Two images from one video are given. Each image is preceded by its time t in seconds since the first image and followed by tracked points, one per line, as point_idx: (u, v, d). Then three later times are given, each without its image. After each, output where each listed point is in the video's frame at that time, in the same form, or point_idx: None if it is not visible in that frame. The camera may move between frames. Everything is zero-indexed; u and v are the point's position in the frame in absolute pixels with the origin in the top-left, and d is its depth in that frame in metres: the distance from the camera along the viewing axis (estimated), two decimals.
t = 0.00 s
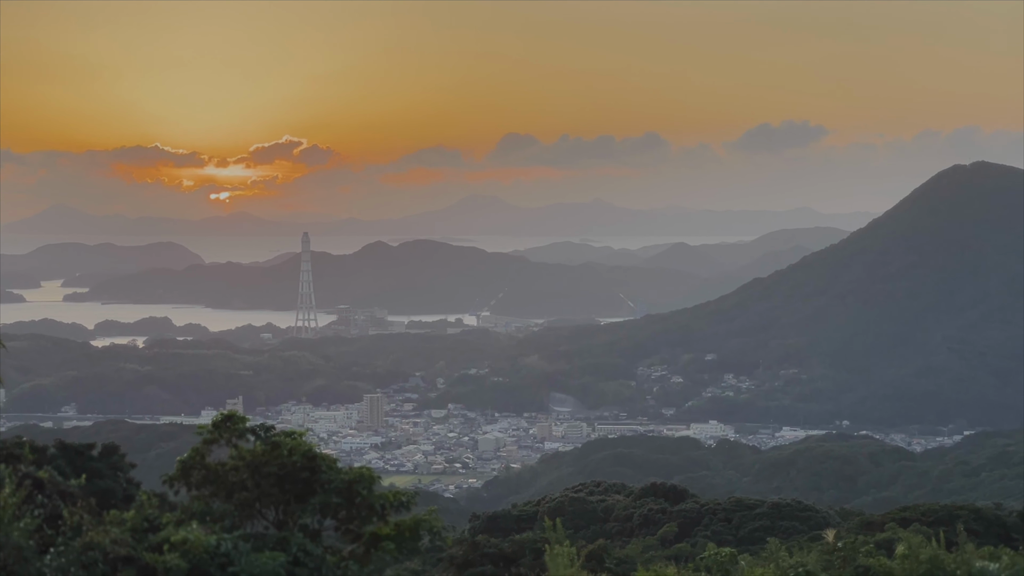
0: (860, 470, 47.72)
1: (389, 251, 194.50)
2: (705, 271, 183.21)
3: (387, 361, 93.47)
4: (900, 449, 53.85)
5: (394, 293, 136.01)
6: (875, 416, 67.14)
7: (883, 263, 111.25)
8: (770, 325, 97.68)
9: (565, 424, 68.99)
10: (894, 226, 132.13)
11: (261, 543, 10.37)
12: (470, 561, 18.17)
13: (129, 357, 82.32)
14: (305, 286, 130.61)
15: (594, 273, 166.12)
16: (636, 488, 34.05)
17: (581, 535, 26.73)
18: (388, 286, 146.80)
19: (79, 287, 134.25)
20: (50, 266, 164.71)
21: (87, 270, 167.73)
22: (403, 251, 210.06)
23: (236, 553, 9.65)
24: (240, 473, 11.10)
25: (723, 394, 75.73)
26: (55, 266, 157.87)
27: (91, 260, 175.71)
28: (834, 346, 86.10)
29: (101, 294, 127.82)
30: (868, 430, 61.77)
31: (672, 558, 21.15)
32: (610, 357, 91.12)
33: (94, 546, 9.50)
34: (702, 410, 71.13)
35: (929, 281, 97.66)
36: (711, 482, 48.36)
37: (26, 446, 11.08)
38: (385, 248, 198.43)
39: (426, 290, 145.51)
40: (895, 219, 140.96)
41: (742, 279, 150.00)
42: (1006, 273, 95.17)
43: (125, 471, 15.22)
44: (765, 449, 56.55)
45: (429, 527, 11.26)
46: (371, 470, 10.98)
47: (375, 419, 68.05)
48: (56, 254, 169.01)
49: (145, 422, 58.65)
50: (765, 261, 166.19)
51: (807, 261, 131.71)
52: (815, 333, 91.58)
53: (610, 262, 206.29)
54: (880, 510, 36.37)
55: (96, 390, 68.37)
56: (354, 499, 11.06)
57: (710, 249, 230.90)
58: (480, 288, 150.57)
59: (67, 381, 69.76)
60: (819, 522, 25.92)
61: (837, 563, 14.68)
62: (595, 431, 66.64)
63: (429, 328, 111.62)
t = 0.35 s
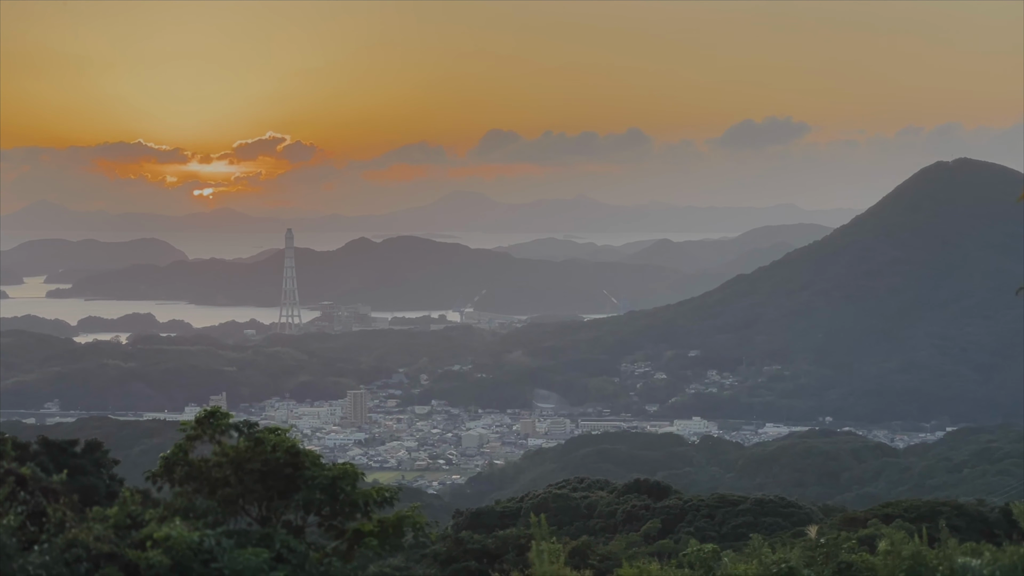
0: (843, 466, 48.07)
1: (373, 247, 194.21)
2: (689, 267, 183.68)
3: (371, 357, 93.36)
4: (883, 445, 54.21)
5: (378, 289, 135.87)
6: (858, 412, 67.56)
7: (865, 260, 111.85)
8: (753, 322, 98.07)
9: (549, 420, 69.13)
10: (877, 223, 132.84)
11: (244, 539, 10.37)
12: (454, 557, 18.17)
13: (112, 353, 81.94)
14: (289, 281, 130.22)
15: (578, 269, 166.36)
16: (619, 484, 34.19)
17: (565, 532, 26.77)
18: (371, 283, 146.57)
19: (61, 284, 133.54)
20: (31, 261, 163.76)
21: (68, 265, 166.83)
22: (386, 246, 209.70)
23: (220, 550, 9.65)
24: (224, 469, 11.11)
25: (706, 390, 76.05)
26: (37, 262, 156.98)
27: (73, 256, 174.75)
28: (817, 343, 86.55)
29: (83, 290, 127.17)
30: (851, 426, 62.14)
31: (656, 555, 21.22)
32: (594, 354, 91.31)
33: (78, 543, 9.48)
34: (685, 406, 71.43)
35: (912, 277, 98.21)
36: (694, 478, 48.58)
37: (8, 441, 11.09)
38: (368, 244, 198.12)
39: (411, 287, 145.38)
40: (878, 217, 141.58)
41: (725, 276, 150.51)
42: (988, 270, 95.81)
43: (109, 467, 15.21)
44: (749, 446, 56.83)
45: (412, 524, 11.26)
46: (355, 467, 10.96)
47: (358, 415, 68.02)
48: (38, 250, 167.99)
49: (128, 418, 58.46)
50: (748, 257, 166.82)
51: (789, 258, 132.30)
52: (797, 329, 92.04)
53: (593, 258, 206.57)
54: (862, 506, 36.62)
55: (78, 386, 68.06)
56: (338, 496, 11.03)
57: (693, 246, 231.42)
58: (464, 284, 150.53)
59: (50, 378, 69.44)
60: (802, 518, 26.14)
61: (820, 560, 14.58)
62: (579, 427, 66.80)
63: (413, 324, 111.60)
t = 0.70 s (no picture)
0: (816, 462, 48.48)
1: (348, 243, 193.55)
2: (662, 263, 184.37)
3: (346, 353, 93.13)
4: (855, 441, 54.72)
5: (352, 284, 135.56)
6: (830, 408, 68.15)
7: (838, 256, 112.72)
8: (727, 318, 98.69)
9: (523, 416, 69.23)
10: (849, 219, 133.86)
11: (217, 536, 10.34)
12: (427, 553, 18.07)
13: (85, 349, 81.37)
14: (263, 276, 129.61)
15: (552, 264, 166.64)
16: (593, 479, 34.28)
17: (539, 527, 26.84)
18: (346, 278, 146.15)
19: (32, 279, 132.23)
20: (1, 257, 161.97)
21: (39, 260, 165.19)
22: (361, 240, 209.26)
23: (193, 546, 9.58)
24: (197, 465, 11.09)
25: (680, 386, 76.50)
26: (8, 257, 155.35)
27: (44, 250, 173.02)
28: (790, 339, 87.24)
29: (54, 285, 126.07)
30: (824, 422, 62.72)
31: (629, 550, 21.28)
32: (569, 350, 91.51)
33: (50, 539, 9.39)
34: (659, 402, 71.83)
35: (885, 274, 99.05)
36: (668, 474, 48.85)
37: None
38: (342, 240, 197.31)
39: (385, 282, 145.08)
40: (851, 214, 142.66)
41: (698, 272, 151.30)
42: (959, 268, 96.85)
43: (82, 463, 15.14)
44: (722, 441, 57.22)
45: (386, 519, 11.19)
46: (329, 462, 10.90)
47: (333, 411, 67.90)
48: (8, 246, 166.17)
49: (101, 413, 58.05)
50: (721, 254, 167.71)
51: (763, 255, 133.11)
52: (771, 325, 92.70)
53: (568, 254, 206.89)
54: (835, 502, 36.95)
55: (50, 381, 67.48)
56: (312, 491, 10.95)
57: (667, 242, 232.24)
58: (439, 279, 150.41)
59: (21, 373, 68.80)
60: (775, 514, 26.43)
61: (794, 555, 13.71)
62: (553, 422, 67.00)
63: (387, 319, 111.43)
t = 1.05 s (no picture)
0: (785, 458, 48.97)
1: (317, 238, 192.52)
2: (632, 259, 185.05)
3: (314, 348, 92.75)
4: (823, 437, 55.35)
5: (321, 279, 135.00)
6: (797, 404, 68.85)
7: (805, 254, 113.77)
8: (695, 315, 99.38)
9: (492, 412, 69.30)
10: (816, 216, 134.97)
11: (185, 531, 10.30)
12: (394, 549, 17.71)
13: (50, 344, 80.47)
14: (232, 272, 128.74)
15: (523, 260, 166.77)
16: (561, 475, 34.38)
17: (508, 523, 26.92)
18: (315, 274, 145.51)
19: None
20: None
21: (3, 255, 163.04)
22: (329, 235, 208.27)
23: (160, 541, 9.44)
24: (165, 461, 10.99)
25: (649, 381, 76.99)
26: None
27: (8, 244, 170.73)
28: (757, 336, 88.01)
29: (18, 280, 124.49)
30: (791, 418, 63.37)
31: (597, 546, 21.38)
32: (538, 346, 91.75)
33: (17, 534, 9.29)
34: (628, 398, 72.24)
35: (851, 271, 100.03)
36: (637, 470, 49.17)
37: None
38: (312, 237, 196.21)
39: (354, 278, 144.57)
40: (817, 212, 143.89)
41: (667, 269, 152.12)
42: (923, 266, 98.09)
43: (49, 459, 15.00)
44: (690, 437, 57.64)
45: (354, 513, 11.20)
46: (297, 457, 10.88)
47: (301, 407, 67.67)
48: None
49: (67, 409, 57.51)
50: (690, 250, 168.62)
51: (730, 251, 134.02)
52: (739, 322, 93.48)
53: (538, 250, 207.13)
54: (802, 497, 37.40)
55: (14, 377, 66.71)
56: (280, 487, 10.92)
57: (636, 237, 233.04)
58: (408, 275, 150.10)
59: None
60: (743, 510, 26.77)
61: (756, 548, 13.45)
62: (522, 418, 67.19)
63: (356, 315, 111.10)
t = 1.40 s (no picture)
0: (740, 454, 49.63)
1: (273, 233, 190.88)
2: (589, 254, 185.67)
3: (271, 343, 92.05)
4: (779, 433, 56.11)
5: (278, 274, 134.19)
6: (752, 400, 69.69)
7: (760, 251, 115.03)
8: (652, 310, 100.16)
9: (449, 407, 69.42)
10: (770, 214, 136.62)
11: (140, 527, 10.23)
12: (351, 544, 17.46)
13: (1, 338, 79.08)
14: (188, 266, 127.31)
15: (480, 256, 166.63)
16: (517, 471, 34.51)
17: (464, 518, 27.00)
18: (272, 269, 144.27)
19: None
20: None
21: None
22: (286, 229, 207.08)
23: (115, 537, 9.31)
24: (120, 455, 10.92)
25: (606, 377, 77.50)
26: None
27: None
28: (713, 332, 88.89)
29: None
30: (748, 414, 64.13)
31: (554, 541, 21.57)
32: (495, 341, 91.88)
33: None
34: (585, 394, 72.67)
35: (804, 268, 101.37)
36: (594, 466, 49.56)
37: None
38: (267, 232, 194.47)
39: (312, 273, 143.59)
40: (771, 208, 145.57)
41: (623, 265, 152.88)
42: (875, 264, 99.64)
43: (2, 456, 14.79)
44: (647, 433, 58.14)
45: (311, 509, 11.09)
46: (253, 452, 10.77)
47: (258, 402, 67.22)
48: None
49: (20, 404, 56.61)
50: (646, 246, 169.63)
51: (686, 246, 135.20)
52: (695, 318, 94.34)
53: (495, 245, 207.19)
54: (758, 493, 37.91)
55: None
56: (235, 482, 10.79)
57: (593, 232, 233.86)
58: (366, 270, 149.40)
59: None
60: (698, 505, 27.18)
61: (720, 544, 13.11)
62: (478, 413, 67.31)
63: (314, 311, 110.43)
